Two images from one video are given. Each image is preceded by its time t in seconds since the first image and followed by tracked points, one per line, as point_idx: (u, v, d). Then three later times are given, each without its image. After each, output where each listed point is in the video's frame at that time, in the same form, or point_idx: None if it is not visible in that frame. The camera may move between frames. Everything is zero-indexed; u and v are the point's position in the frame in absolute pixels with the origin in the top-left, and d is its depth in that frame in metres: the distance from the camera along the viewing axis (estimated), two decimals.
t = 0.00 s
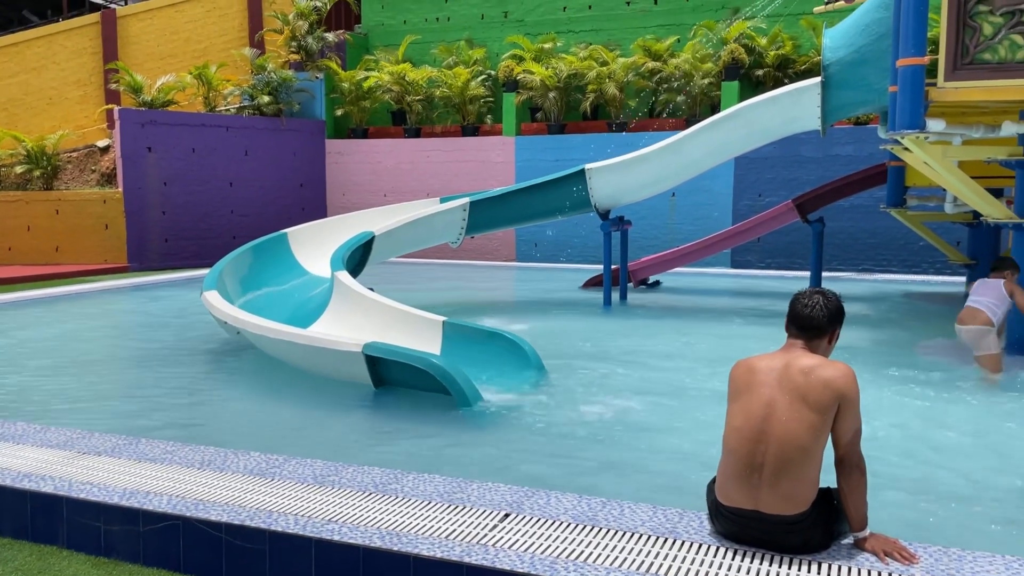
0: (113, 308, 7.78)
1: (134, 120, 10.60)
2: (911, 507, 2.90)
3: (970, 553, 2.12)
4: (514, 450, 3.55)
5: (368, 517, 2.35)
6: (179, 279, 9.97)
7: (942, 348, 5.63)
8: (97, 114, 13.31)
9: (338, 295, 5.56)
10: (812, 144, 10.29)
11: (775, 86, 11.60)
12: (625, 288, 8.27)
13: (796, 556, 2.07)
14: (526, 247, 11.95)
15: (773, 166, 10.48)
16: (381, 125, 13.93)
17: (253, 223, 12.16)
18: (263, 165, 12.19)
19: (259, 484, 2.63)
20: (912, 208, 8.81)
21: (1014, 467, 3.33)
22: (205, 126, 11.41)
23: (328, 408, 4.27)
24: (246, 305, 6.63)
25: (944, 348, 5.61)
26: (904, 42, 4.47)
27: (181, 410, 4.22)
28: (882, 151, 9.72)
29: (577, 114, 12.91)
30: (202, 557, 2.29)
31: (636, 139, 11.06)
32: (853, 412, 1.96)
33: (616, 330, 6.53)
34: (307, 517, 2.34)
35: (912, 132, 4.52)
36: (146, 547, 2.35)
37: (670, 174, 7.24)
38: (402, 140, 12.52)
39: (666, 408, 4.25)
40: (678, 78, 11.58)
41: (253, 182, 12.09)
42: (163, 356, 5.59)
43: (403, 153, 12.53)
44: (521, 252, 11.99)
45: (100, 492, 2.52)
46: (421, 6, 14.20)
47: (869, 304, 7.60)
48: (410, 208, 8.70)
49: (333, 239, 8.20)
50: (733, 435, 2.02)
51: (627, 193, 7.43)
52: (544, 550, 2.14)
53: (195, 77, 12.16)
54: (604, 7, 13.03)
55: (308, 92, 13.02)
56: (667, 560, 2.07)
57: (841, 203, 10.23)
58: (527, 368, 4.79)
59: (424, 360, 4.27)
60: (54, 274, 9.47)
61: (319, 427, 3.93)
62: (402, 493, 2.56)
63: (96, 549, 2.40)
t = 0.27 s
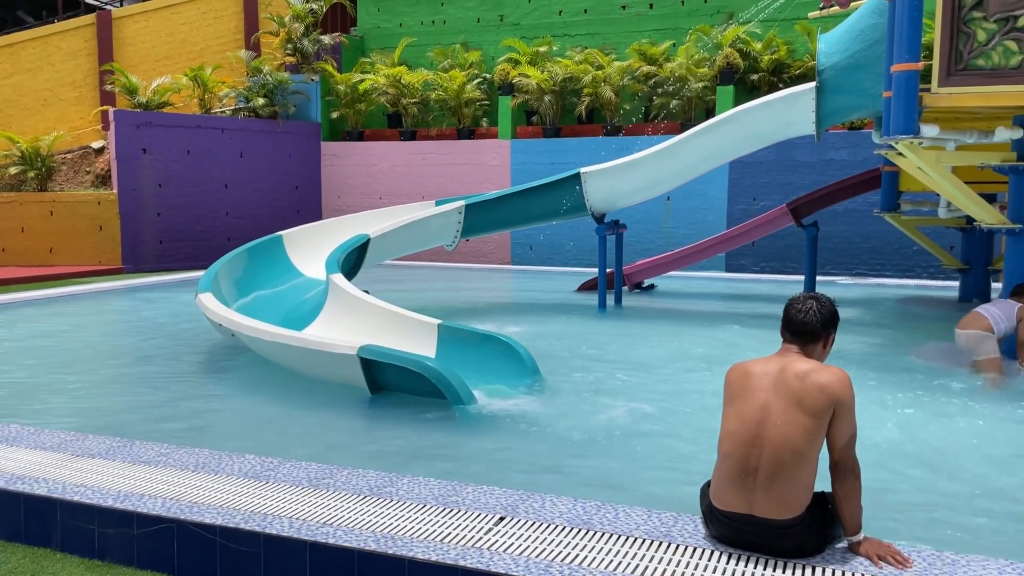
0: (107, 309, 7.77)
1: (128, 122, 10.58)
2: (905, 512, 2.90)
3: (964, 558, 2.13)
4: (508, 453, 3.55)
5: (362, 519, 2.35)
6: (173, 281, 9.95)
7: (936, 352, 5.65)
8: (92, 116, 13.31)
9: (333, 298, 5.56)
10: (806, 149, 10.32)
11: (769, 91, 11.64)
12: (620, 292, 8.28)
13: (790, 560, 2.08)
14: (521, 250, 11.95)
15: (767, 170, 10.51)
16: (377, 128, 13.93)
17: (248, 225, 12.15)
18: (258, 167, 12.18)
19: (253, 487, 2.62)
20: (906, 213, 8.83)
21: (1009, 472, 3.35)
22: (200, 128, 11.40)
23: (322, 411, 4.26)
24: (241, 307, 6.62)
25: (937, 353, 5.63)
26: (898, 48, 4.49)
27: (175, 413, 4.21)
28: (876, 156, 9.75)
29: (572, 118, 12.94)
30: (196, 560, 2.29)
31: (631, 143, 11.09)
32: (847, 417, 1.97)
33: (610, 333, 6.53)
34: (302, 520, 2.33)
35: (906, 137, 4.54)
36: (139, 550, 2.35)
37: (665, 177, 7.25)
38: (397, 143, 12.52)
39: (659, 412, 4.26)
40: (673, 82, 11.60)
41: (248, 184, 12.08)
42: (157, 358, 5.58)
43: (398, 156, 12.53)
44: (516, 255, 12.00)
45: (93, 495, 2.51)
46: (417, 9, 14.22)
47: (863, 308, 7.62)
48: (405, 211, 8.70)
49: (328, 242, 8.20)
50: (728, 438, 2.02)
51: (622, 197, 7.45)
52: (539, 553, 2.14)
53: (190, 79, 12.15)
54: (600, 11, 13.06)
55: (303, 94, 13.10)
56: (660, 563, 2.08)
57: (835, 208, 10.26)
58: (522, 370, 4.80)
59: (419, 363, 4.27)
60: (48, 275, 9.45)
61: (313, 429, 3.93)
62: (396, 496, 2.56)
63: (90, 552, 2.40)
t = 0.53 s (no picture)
0: (102, 309, 7.75)
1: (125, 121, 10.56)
2: (901, 514, 2.91)
3: (960, 559, 2.13)
4: (505, 454, 3.55)
5: (359, 520, 2.34)
6: (169, 281, 9.93)
7: (932, 354, 5.66)
8: (89, 115, 13.24)
9: (330, 298, 5.55)
10: (803, 150, 10.33)
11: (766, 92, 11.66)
12: (617, 293, 8.28)
13: (787, 561, 2.07)
14: (518, 251, 11.95)
15: (765, 172, 10.53)
16: (374, 128, 13.92)
17: (245, 225, 12.13)
18: (255, 166, 12.17)
19: (249, 487, 2.61)
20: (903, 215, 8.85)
21: (1005, 474, 3.36)
22: (197, 128, 11.38)
23: (318, 411, 4.26)
24: (237, 307, 6.61)
25: (933, 355, 5.64)
26: (896, 50, 4.49)
27: (170, 413, 4.20)
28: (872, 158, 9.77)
29: (570, 119, 12.94)
30: (192, 560, 2.28)
31: (629, 144, 11.10)
32: (844, 418, 1.96)
33: (607, 334, 6.53)
34: (298, 520, 2.33)
35: (903, 140, 4.54)
36: (135, 550, 2.34)
37: (662, 179, 7.25)
38: (395, 143, 12.51)
39: (655, 412, 4.26)
40: (671, 83, 11.60)
41: (245, 184, 12.06)
42: (153, 358, 5.57)
43: (396, 156, 12.53)
44: (513, 256, 11.99)
45: (88, 494, 2.50)
46: (415, 9, 14.20)
47: (860, 310, 7.62)
48: (403, 211, 8.70)
49: (325, 242, 8.19)
50: (725, 440, 2.02)
51: (619, 198, 7.45)
52: (536, 554, 2.14)
53: (187, 78, 12.13)
54: (598, 12, 13.07)
55: (300, 94, 13.07)
56: (657, 564, 2.08)
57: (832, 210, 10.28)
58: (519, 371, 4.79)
59: (416, 364, 4.26)
60: (44, 274, 9.42)
61: (310, 429, 3.92)
62: (393, 497, 2.56)
63: (85, 552, 2.39)
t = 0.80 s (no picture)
0: (101, 308, 7.74)
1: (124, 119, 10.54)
2: (898, 515, 2.91)
3: (957, 560, 2.13)
4: (503, 454, 3.55)
5: (357, 519, 2.34)
6: (167, 280, 9.93)
7: (930, 355, 5.66)
8: (89, 113, 13.25)
9: (329, 297, 5.55)
10: (802, 151, 10.34)
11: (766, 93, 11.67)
12: (616, 293, 8.29)
13: (784, 562, 2.08)
14: (517, 250, 11.95)
15: (764, 173, 10.53)
16: (373, 127, 13.92)
17: (244, 224, 12.12)
18: (254, 165, 12.16)
19: (247, 486, 2.61)
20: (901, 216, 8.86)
21: (1003, 474, 3.37)
22: (196, 126, 11.38)
23: (316, 410, 4.26)
24: (236, 307, 6.61)
25: (931, 356, 5.64)
26: (895, 51, 4.50)
27: (169, 411, 4.20)
28: (871, 159, 9.78)
29: (569, 119, 12.94)
30: (189, 559, 2.28)
31: (628, 144, 11.10)
32: (841, 417, 1.97)
33: (606, 334, 6.53)
34: (296, 519, 2.33)
35: (902, 141, 4.54)
36: (132, 549, 2.34)
37: (661, 179, 7.26)
38: (394, 142, 12.51)
39: (654, 413, 4.27)
40: (670, 84, 11.60)
41: (244, 183, 12.06)
42: (152, 357, 5.57)
43: (395, 156, 12.52)
44: (512, 255, 11.99)
45: (86, 493, 2.50)
46: (414, 9, 14.20)
47: (858, 311, 7.63)
48: (402, 211, 8.70)
49: (324, 241, 8.19)
50: (723, 440, 2.02)
51: (618, 198, 7.45)
52: (533, 554, 2.14)
53: (187, 77, 12.13)
54: (597, 13, 13.08)
55: (299, 93, 13.07)
56: (654, 565, 2.08)
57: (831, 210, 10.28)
58: (517, 371, 4.79)
59: (414, 363, 4.26)
60: (42, 273, 9.42)
61: (308, 428, 3.92)
62: (391, 496, 2.56)
63: (82, 551, 2.38)
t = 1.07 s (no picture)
0: (101, 306, 7.74)
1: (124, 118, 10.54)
2: (897, 515, 2.91)
3: (955, 560, 2.13)
4: (502, 453, 3.55)
5: (356, 518, 2.34)
6: (168, 278, 9.93)
7: (930, 356, 5.66)
8: (89, 112, 13.26)
9: (329, 296, 5.55)
10: (803, 151, 10.33)
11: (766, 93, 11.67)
12: (616, 293, 8.29)
13: (782, 561, 2.08)
14: (517, 250, 11.95)
15: (764, 173, 10.53)
16: (374, 126, 13.92)
17: (244, 223, 12.12)
18: (255, 164, 12.16)
19: (247, 485, 2.61)
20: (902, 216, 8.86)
21: (1002, 475, 3.37)
22: (196, 125, 11.37)
23: (316, 409, 4.26)
24: (236, 306, 6.61)
25: (930, 357, 5.64)
26: (896, 52, 4.50)
27: (168, 410, 4.19)
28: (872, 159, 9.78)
29: (570, 118, 12.94)
30: (188, 557, 2.28)
31: (628, 144, 11.11)
32: (840, 417, 1.96)
33: (606, 334, 6.53)
34: (295, 518, 2.33)
35: (902, 142, 4.54)
36: (132, 548, 2.34)
37: (661, 179, 7.26)
38: (395, 141, 12.51)
39: (653, 413, 4.26)
40: (670, 84, 11.60)
41: (244, 181, 12.06)
42: (151, 356, 5.57)
43: (395, 155, 12.52)
44: (512, 255, 11.99)
45: (85, 491, 2.50)
46: (415, 8, 14.20)
47: (858, 312, 7.63)
48: (402, 210, 8.70)
49: (324, 240, 8.19)
50: (723, 440, 2.02)
51: (618, 198, 7.45)
52: (532, 553, 2.14)
53: (187, 76, 12.14)
54: (598, 12, 13.08)
55: (299, 92, 13.06)
56: (654, 565, 2.08)
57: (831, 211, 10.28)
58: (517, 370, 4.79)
59: (414, 362, 4.26)
60: (43, 271, 9.42)
61: (308, 427, 3.92)
62: (390, 495, 2.56)
63: (82, 549, 2.39)
